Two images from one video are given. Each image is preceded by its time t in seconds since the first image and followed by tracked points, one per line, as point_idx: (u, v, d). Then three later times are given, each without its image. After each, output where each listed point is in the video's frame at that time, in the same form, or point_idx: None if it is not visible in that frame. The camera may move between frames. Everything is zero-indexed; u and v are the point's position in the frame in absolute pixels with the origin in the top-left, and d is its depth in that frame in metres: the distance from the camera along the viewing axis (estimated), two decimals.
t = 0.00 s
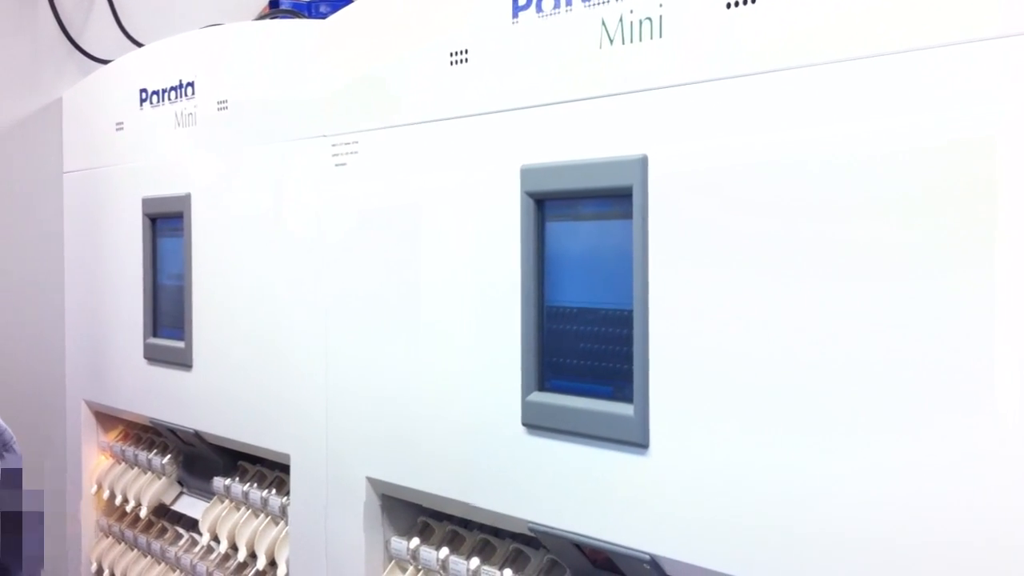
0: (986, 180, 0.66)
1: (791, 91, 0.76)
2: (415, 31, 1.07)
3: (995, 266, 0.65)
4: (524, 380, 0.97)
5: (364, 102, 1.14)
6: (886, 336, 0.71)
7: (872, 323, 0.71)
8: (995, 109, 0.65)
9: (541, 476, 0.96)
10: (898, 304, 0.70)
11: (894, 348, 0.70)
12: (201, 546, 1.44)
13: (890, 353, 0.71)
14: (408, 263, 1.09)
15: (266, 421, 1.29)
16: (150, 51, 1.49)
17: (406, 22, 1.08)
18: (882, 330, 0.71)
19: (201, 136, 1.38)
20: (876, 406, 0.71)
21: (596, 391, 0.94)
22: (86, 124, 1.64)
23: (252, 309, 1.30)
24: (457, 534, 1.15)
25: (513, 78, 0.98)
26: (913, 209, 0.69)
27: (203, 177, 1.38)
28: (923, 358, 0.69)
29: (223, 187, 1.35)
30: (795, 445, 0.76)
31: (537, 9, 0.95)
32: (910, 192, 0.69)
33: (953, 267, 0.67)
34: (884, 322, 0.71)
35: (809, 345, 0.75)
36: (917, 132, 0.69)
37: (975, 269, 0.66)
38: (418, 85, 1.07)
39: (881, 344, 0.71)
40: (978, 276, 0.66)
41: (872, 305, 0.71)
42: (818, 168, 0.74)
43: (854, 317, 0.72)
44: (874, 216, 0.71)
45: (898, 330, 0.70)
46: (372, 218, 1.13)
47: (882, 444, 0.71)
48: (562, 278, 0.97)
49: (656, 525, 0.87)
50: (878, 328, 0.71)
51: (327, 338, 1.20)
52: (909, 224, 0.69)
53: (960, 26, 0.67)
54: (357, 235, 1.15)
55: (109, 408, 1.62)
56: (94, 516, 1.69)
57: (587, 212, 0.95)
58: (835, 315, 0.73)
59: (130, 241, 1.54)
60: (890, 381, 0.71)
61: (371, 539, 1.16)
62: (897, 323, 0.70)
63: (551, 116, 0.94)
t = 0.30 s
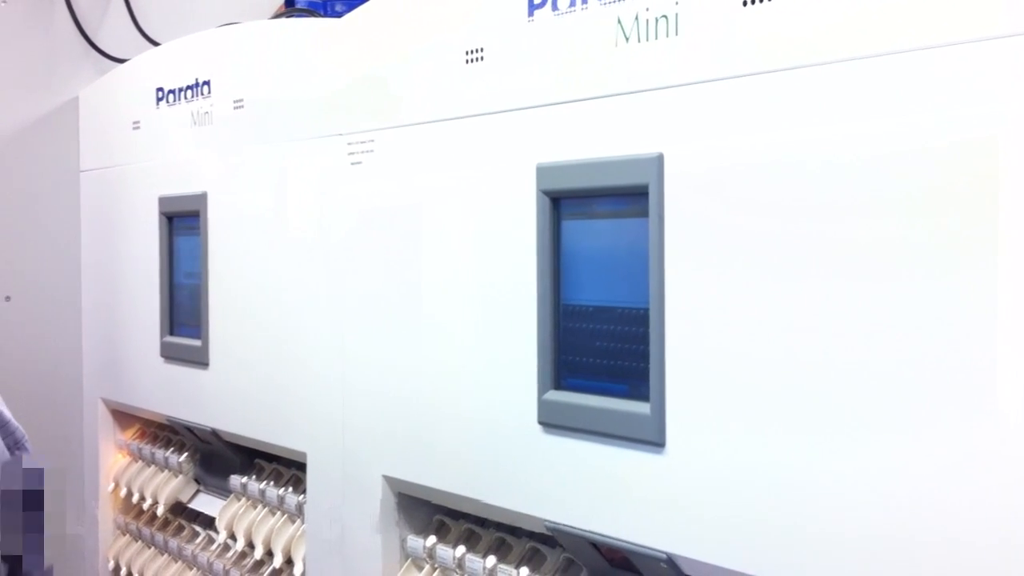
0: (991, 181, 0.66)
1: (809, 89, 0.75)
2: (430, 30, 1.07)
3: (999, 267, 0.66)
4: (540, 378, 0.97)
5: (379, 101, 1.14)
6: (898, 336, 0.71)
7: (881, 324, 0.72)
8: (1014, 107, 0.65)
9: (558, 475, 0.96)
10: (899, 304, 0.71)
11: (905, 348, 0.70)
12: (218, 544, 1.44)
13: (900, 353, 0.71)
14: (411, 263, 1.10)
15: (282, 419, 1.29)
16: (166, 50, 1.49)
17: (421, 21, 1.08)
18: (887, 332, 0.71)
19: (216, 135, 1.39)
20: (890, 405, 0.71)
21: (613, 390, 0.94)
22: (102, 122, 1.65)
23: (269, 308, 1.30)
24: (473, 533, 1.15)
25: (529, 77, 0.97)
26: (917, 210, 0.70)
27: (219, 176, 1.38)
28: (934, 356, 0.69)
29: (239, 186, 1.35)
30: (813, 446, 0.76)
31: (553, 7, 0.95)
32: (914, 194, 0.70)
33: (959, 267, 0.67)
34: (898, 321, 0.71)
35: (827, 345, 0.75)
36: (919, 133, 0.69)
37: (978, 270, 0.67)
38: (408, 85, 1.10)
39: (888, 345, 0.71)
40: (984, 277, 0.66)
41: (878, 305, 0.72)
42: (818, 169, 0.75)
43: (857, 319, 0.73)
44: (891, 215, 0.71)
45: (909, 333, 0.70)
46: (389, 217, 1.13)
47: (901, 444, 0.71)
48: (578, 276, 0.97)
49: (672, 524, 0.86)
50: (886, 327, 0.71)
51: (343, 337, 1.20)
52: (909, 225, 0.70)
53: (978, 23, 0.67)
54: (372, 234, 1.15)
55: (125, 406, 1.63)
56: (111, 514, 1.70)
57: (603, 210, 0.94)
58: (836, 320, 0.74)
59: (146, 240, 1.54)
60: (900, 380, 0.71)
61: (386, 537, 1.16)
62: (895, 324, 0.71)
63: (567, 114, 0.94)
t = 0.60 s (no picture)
0: (981, 183, 0.67)
1: (828, 87, 0.75)
2: (447, 28, 1.07)
3: (989, 267, 0.67)
4: (558, 377, 0.97)
5: (397, 99, 1.14)
6: (899, 336, 0.72)
7: (878, 324, 0.73)
8: None
9: (578, 474, 0.96)
10: (897, 305, 0.72)
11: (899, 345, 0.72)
12: (238, 541, 1.45)
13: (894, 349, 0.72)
14: (429, 262, 1.11)
15: (301, 416, 1.30)
16: (185, 49, 1.49)
17: (439, 19, 1.08)
18: (884, 332, 0.73)
19: (234, 133, 1.39)
20: (884, 402, 0.73)
21: (631, 389, 0.94)
22: (122, 121, 1.66)
23: (287, 306, 1.31)
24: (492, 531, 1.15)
25: (547, 75, 0.97)
26: (910, 209, 0.71)
27: (238, 174, 1.39)
28: (949, 354, 0.69)
29: (258, 184, 1.35)
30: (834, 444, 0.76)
31: (570, 5, 0.95)
32: (908, 192, 0.71)
33: (954, 268, 0.69)
34: (898, 318, 0.72)
35: (838, 343, 0.75)
36: (915, 135, 0.71)
37: (971, 271, 0.68)
38: (407, 88, 1.13)
39: (884, 345, 0.72)
40: (974, 278, 0.68)
41: (871, 303, 0.73)
42: (814, 168, 0.76)
43: (851, 315, 0.74)
44: (890, 217, 0.72)
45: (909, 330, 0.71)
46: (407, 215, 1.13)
47: (899, 440, 0.72)
48: (597, 274, 0.97)
49: (691, 522, 0.87)
50: (886, 328, 0.72)
51: (361, 335, 1.20)
52: (905, 226, 0.71)
53: (998, 19, 0.66)
54: (391, 232, 1.15)
55: (145, 403, 1.64)
56: (132, 511, 1.71)
57: (619, 208, 0.95)
58: (834, 315, 0.75)
59: (165, 239, 1.55)
60: (899, 379, 0.72)
61: (405, 535, 1.17)
62: (894, 325, 0.72)
63: (585, 112, 0.94)
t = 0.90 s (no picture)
0: (970, 185, 0.69)
1: (846, 87, 0.76)
2: (466, 28, 1.08)
3: (977, 267, 0.69)
4: (576, 374, 0.98)
5: (417, 99, 1.15)
6: (896, 334, 0.74)
7: (871, 323, 0.75)
8: None
9: (598, 472, 0.97)
10: (892, 304, 0.74)
11: (889, 342, 0.74)
12: (258, 537, 1.46)
13: (886, 345, 0.74)
14: (449, 260, 1.11)
15: (321, 414, 1.31)
16: (206, 49, 1.50)
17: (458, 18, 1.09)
18: (876, 331, 0.75)
19: (255, 133, 1.40)
20: (877, 399, 0.75)
21: (650, 388, 0.95)
22: (143, 122, 1.67)
23: (308, 305, 1.32)
24: (511, 528, 1.15)
25: (566, 75, 0.98)
26: (897, 210, 0.73)
27: (257, 174, 1.40)
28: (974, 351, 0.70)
29: (278, 183, 1.36)
30: (854, 440, 0.77)
31: (590, 5, 0.95)
32: (895, 193, 0.73)
33: (942, 269, 0.71)
34: (888, 316, 0.74)
35: (861, 340, 0.76)
36: (937, 132, 0.71)
37: (957, 272, 0.70)
38: (405, 94, 1.16)
39: (876, 343, 0.75)
40: (960, 279, 0.70)
41: (863, 300, 0.75)
42: (806, 168, 0.79)
43: (846, 314, 0.77)
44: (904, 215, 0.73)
45: (905, 326, 0.73)
46: (427, 215, 1.14)
47: (895, 435, 0.74)
48: (615, 274, 0.98)
49: (711, 519, 0.87)
50: (879, 326, 0.75)
51: (381, 333, 1.21)
52: (895, 226, 0.74)
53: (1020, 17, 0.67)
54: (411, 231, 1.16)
55: (167, 401, 1.65)
56: (153, 507, 1.73)
57: (636, 207, 0.95)
58: (825, 313, 0.78)
59: (186, 238, 1.56)
60: (891, 377, 0.74)
61: (425, 532, 1.17)
62: (886, 324, 0.74)
63: (604, 111, 0.95)
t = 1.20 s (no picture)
0: (969, 183, 0.70)
1: (867, 80, 0.76)
2: (487, 27, 1.08)
3: (975, 266, 0.70)
4: (595, 372, 0.98)
5: (438, 98, 1.15)
6: (918, 330, 0.73)
7: (870, 323, 0.76)
8: None
9: (616, 469, 0.97)
10: (892, 304, 0.75)
11: (891, 339, 0.75)
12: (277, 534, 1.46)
13: (886, 343, 0.75)
14: (469, 258, 1.11)
15: (340, 411, 1.31)
16: (229, 50, 1.51)
17: (479, 17, 1.09)
18: (889, 328, 0.75)
19: (276, 133, 1.41)
20: (877, 398, 0.76)
21: (670, 385, 0.95)
22: (165, 121, 1.68)
23: (329, 303, 1.32)
24: (529, 526, 1.15)
25: (587, 74, 0.98)
26: (919, 206, 0.73)
27: (278, 173, 1.40)
28: (998, 347, 0.69)
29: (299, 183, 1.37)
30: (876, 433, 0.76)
31: (611, 4, 0.95)
32: (909, 190, 0.74)
33: (942, 269, 0.72)
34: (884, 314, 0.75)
35: (883, 337, 0.76)
36: (960, 128, 0.71)
37: (957, 270, 0.71)
38: (399, 98, 1.20)
39: (898, 339, 0.75)
40: (958, 277, 0.71)
41: (868, 298, 0.77)
42: (807, 168, 0.80)
43: (846, 315, 0.78)
44: (927, 211, 0.73)
45: (905, 327, 0.74)
46: (448, 213, 1.14)
47: (896, 435, 0.75)
48: (635, 272, 0.98)
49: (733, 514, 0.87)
50: (892, 323, 0.75)
51: (400, 331, 1.21)
52: (904, 225, 0.74)
53: None
54: (431, 230, 1.16)
55: (186, 399, 1.66)
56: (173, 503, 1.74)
57: (655, 206, 0.95)
58: (823, 312, 0.80)
59: (207, 237, 1.57)
60: (892, 376, 0.75)
61: (443, 530, 1.17)
62: (890, 324, 0.75)
63: (626, 108, 0.95)
